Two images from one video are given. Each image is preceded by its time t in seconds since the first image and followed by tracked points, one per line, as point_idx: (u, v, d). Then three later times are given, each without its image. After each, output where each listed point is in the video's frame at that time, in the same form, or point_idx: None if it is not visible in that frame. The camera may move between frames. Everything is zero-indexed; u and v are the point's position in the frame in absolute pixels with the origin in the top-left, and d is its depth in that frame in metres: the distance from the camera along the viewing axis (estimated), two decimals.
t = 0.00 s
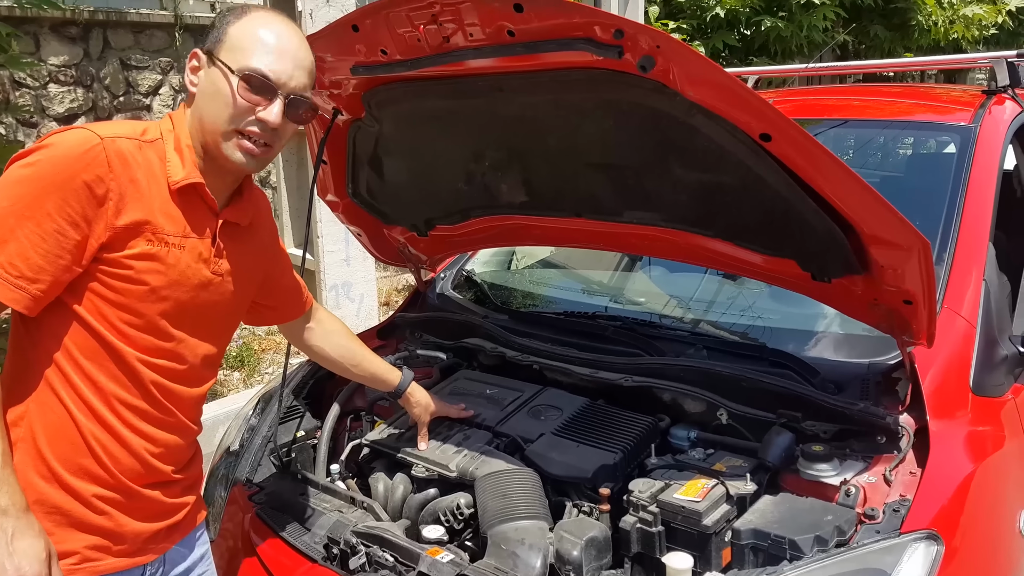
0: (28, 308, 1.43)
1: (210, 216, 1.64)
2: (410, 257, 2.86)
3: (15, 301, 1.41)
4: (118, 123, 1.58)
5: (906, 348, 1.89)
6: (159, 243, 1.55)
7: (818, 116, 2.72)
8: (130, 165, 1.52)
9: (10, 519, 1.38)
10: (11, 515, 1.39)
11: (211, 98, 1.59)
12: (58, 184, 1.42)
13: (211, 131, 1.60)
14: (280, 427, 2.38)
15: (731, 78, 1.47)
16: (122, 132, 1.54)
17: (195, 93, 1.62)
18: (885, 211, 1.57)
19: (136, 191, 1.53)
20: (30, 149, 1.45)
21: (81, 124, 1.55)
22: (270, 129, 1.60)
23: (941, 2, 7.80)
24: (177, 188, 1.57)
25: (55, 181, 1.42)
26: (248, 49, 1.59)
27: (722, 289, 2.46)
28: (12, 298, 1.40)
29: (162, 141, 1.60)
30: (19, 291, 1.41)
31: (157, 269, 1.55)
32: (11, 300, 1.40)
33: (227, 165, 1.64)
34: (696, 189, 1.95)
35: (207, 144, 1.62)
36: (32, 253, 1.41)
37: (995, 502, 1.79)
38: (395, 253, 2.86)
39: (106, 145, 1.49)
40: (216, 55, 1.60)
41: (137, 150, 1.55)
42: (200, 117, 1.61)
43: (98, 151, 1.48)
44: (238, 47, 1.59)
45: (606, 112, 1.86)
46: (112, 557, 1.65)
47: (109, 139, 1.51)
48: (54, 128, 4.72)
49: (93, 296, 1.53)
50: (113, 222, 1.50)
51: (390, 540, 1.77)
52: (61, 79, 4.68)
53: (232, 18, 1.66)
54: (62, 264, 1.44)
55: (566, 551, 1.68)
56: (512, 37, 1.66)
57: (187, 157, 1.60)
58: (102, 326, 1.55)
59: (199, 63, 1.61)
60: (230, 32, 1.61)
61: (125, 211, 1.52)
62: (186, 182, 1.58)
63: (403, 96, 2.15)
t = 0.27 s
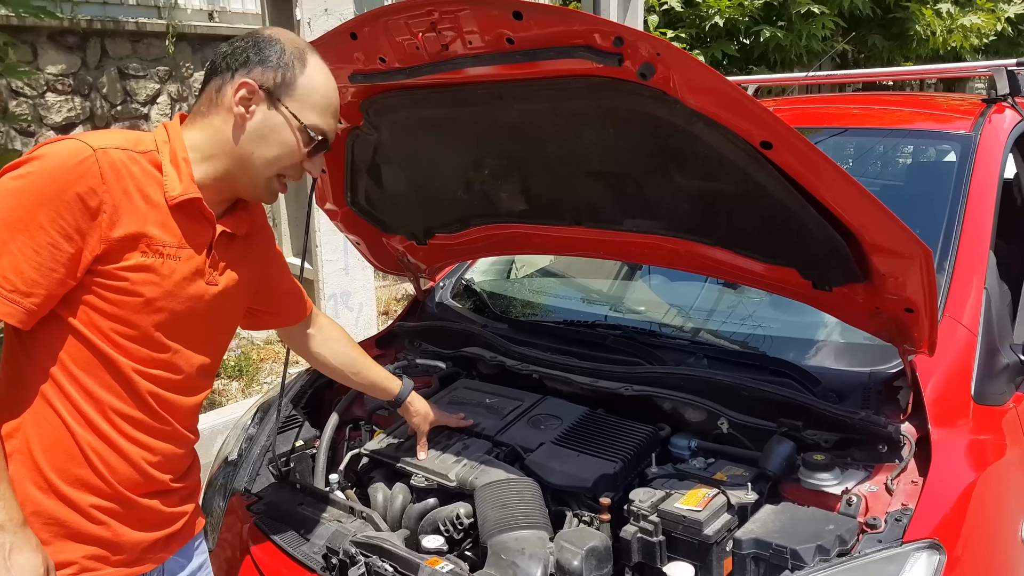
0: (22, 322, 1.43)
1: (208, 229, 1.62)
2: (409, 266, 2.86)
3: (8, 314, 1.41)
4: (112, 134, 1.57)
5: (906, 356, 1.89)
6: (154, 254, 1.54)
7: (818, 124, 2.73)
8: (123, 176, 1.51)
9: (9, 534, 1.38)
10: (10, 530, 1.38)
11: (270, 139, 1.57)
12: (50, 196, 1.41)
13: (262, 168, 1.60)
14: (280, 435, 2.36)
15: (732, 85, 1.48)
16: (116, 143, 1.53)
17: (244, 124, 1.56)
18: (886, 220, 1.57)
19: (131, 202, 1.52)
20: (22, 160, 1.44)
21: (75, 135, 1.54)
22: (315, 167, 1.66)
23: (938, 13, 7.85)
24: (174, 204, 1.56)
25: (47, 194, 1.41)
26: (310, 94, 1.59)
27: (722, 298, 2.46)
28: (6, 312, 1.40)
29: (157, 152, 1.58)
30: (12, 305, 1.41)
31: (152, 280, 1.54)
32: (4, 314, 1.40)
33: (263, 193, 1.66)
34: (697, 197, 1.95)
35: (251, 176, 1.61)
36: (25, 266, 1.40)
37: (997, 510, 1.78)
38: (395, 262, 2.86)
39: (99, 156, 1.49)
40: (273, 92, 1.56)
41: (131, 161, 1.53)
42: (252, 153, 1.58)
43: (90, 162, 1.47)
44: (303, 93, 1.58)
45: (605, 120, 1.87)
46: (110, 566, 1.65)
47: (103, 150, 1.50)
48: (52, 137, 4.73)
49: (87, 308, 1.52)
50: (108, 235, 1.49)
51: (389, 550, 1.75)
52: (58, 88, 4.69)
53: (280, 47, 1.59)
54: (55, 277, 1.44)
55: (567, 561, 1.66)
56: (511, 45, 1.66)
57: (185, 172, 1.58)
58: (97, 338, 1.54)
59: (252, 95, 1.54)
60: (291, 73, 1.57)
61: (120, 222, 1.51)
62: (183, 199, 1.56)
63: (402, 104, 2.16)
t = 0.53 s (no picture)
0: (25, 323, 1.44)
1: (212, 233, 1.64)
2: (409, 268, 2.87)
3: (11, 315, 1.41)
4: (118, 137, 1.59)
5: (906, 357, 1.90)
6: (159, 257, 1.56)
7: (817, 126, 2.74)
8: (130, 179, 1.52)
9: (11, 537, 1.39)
10: (11, 532, 1.39)
11: (283, 151, 1.59)
12: (57, 198, 1.42)
13: (270, 177, 1.61)
14: (279, 438, 2.39)
15: (732, 87, 1.49)
16: (122, 146, 1.54)
17: (259, 134, 1.58)
18: (885, 222, 1.58)
19: (136, 206, 1.53)
20: (29, 161, 1.45)
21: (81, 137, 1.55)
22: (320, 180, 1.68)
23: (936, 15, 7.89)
24: (180, 208, 1.57)
25: (54, 195, 1.42)
26: (326, 113, 1.63)
27: (721, 300, 2.47)
28: (9, 313, 1.41)
29: (162, 156, 1.60)
30: (16, 306, 1.41)
31: (157, 283, 1.55)
32: (8, 314, 1.41)
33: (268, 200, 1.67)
34: (696, 198, 1.96)
35: (258, 184, 1.63)
36: (29, 268, 1.41)
37: (994, 509, 1.79)
38: (394, 263, 2.86)
39: (105, 159, 1.50)
40: (292, 107, 1.59)
41: (137, 164, 1.54)
42: (264, 162, 1.60)
43: (97, 165, 1.48)
44: (319, 112, 1.62)
45: (604, 121, 1.88)
46: (109, 567, 1.66)
47: (109, 153, 1.51)
48: (50, 138, 4.74)
49: (91, 310, 1.53)
50: (114, 237, 1.50)
51: (389, 552, 1.75)
52: (56, 90, 4.71)
53: (303, 64, 1.63)
54: (60, 279, 1.44)
55: (567, 562, 1.67)
56: (511, 47, 1.67)
57: (190, 176, 1.59)
58: (101, 340, 1.55)
59: (271, 107, 1.56)
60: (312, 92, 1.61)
61: (126, 226, 1.52)
62: (189, 203, 1.58)
63: (402, 105, 2.17)
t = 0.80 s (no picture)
0: (23, 322, 1.44)
1: (210, 233, 1.65)
2: (408, 267, 2.87)
3: (9, 314, 1.42)
4: (116, 135, 1.58)
5: (902, 355, 1.90)
6: (157, 256, 1.56)
7: (814, 125, 2.75)
8: (129, 178, 1.52)
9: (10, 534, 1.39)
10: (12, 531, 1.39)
11: (281, 150, 1.60)
12: (55, 197, 1.42)
13: (269, 176, 1.62)
14: (277, 437, 2.38)
15: (730, 86, 1.49)
16: (122, 146, 1.54)
17: (258, 134, 1.58)
18: (882, 221, 1.59)
19: (136, 206, 1.53)
20: (26, 159, 1.44)
21: (79, 135, 1.55)
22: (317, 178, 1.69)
23: (934, 15, 7.89)
24: (179, 207, 1.57)
25: (52, 194, 1.42)
26: (324, 114, 1.64)
27: (719, 298, 2.48)
28: (6, 311, 1.41)
29: (160, 155, 1.59)
30: (14, 305, 1.41)
31: (154, 283, 1.55)
32: (5, 313, 1.41)
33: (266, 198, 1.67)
34: (694, 197, 1.97)
35: (256, 183, 1.63)
36: (28, 266, 1.41)
37: (992, 506, 1.80)
38: (392, 262, 2.87)
39: (104, 158, 1.50)
40: (291, 107, 1.60)
41: (136, 163, 1.54)
42: (262, 161, 1.60)
43: (96, 164, 1.48)
44: (316, 112, 1.62)
45: (603, 120, 1.88)
46: (106, 566, 1.66)
47: (108, 151, 1.51)
48: (47, 137, 4.75)
49: (89, 310, 1.53)
50: (113, 237, 1.50)
51: (388, 550, 1.76)
52: (53, 89, 4.71)
53: (303, 65, 1.63)
54: (58, 278, 1.44)
55: (565, 560, 1.67)
56: (510, 45, 1.68)
57: (190, 176, 1.60)
58: (98, 339, 1.55)
59: (271, 106, 1.57)
60: (312, 93, 1.62)
61: (124, 225, 1.52)
62: (188, 202, 1.58)
63: (401, 104, 2.17)
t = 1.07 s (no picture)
0: (28, 336, 1.44)
1: (209, 245, 1.67)
2: (405, 268, 2.87)
3: (16, 329, 1.42)
4: (121, 145, 1.58)
5: (899, 357, 1.92)
6: (162, 271, 1.58)
7: (811, 127, 2.76)
8: (138, 194, 1.53)
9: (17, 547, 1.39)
10: (18, 542, 1.39)
11: (292, 180, 1.65)
12: (65, 213, 1.42)
13: (276, 202, 1.67)
14: (275, 437, 2.40)
15: (727, 90, 1.50)
16: (129, 159, 1.55)
17: (272, 165, 1.62)
18: (879, 224, 1.60)
19: (142, 221, 1.55)
20: (34, 171, 1.44)
21: (84, 145, 1.54)
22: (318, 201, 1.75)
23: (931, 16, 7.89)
24: (183, 222, 1.59)
25: (63, 210, 1.42)
26: (334, 144, 1.69)
27: (716, 300, 2.48)
28: (11, 325, 1.41)
29: (165, 167, 1.60)
30: (19, 319, 1.42)
31: (158, 297, 1.58)
32: (12, 327, 1.41)
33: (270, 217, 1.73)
34: (691, 200, 1.97)
35: (262, 207, 1.68)
36: (36, 282, 1.41)
37: (987, 507, 1.81)
38: (390, 263, 2.87)
39: (114, 173, 1.50)
40: (305, 139, 1.64)
41: (143, 178, 1.55)
42: (271, 189, 1.65)
43: (107, 180, 1.48)
44: (326, 145, 1.67)
45: (600, 123, 1.89)
46: (99, 566, 1.67)
47: (118, 167, 1.51)
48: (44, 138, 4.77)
49: (93, 323, 1.54)
50: (120, 252, 1.52)
51: (386, 551, 1.77)
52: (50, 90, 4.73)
53: (320, 96, 1.65)
54: (64, 293, 1.45)
55: (563, 560, 1.67)
56: (507, 49, 1.68)
57: (194, 190, 1.61)
58: (101, 350, 1.56)
59: (286, 140, 1.61)
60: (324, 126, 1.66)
61: (132, 240, 1.53)
62: (192, 218, 1.60)
63: (398, 107, 2.18)
